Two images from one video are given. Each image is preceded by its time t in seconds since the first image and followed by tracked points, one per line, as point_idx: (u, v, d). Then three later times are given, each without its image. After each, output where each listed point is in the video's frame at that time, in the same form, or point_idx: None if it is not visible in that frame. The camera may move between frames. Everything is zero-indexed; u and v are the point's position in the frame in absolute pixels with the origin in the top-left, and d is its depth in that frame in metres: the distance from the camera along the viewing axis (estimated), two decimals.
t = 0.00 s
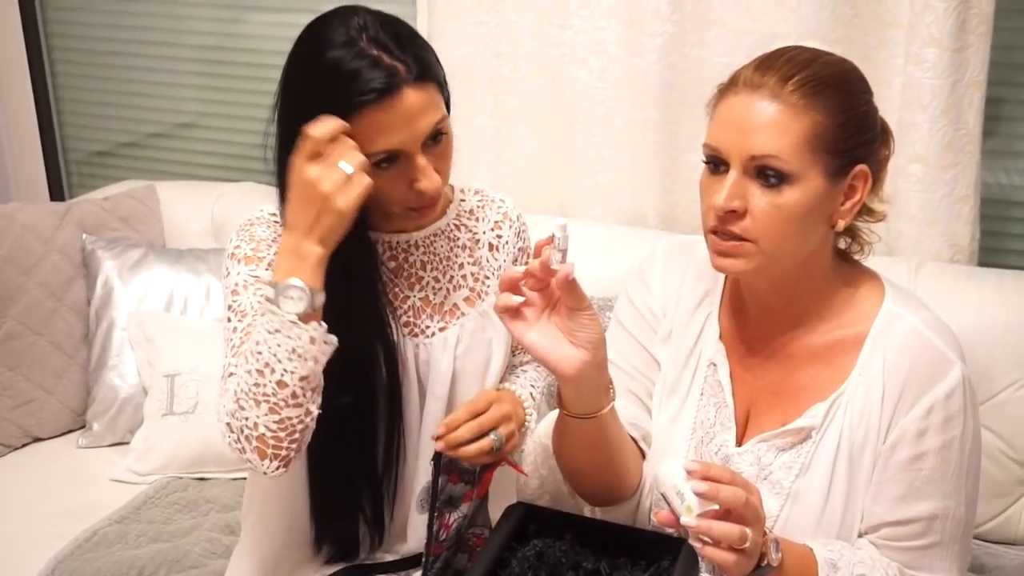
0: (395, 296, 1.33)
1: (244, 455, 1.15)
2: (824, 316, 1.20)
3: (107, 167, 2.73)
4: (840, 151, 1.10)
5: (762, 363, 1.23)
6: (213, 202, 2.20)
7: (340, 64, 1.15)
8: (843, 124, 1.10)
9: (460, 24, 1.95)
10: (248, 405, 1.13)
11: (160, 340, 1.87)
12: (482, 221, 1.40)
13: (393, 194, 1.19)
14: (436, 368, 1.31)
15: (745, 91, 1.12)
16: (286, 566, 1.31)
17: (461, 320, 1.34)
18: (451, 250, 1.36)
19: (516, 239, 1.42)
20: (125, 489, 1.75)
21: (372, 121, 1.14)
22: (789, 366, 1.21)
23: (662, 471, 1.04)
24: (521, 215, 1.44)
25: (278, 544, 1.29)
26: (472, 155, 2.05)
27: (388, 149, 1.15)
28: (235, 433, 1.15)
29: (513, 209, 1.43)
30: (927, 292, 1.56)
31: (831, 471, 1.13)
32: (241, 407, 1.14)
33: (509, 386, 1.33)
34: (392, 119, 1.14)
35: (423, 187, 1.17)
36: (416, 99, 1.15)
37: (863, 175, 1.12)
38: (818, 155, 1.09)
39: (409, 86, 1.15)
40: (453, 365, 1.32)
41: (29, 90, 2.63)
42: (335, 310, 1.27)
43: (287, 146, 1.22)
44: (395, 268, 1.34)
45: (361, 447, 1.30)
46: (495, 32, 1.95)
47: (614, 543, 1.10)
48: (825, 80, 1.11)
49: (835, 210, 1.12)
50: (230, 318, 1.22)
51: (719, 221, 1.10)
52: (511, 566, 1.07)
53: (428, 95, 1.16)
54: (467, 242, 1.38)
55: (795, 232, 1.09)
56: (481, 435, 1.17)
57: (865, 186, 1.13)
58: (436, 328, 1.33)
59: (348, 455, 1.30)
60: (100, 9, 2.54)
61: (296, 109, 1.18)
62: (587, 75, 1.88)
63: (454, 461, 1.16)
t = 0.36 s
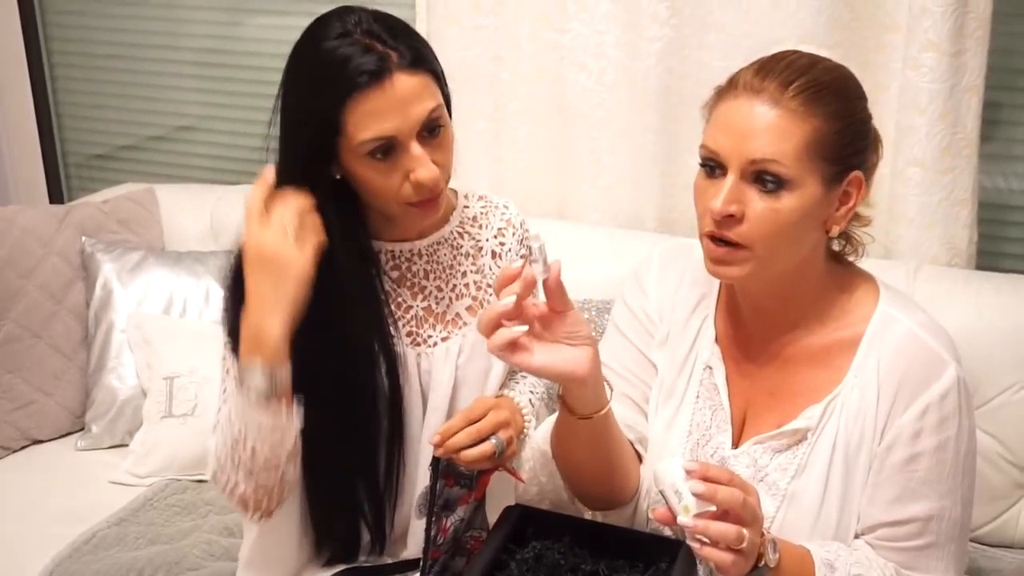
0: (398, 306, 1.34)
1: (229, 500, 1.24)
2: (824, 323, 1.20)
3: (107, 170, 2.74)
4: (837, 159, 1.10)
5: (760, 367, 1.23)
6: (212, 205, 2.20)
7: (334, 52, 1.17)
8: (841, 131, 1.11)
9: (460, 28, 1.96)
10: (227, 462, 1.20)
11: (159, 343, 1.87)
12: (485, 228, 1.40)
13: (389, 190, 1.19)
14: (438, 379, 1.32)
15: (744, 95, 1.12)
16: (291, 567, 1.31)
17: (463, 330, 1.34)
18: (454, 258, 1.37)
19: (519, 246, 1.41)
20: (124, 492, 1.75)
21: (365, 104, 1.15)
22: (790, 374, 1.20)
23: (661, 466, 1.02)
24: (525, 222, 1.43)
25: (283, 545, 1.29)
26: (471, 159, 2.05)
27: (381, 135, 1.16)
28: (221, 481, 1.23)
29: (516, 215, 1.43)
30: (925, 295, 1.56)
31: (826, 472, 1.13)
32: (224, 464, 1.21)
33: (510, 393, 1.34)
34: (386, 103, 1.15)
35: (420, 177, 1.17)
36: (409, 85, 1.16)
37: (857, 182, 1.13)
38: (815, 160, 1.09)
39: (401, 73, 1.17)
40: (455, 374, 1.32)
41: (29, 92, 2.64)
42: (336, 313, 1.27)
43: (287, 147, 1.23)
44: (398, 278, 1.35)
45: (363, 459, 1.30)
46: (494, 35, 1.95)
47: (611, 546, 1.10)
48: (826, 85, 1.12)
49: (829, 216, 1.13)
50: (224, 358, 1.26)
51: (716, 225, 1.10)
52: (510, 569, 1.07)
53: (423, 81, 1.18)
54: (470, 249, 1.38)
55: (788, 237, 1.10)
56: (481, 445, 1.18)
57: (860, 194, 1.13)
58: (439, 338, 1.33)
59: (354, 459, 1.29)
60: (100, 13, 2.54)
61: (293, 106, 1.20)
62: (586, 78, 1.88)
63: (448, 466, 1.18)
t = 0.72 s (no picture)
0: (398, 308, 1.34)
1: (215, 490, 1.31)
2: (824, 328, 1.20)
3: (108, 171, 2.74)
4: (841, 171, 1.08)
5: (760, 367, 1.23)
6: (214, 206, 2.20)
7: (335, 52, 1.16)
8: (843, 145, 1.08)
9: (461, 29, 1.96)
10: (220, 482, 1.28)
11: (160, 344, 1.87)
12: (485, 230, 1.41)
13: (391, 190, 1.19)
14: (439, 380, 1.32)
15: (743, 123, 1.08)
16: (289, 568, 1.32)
17: (464, 332, 1.35)
18: (454, 260, 1.37)
19: (519, 247, 1.42)
20: (125, 492, 1.75)
21: (369, 103, 1.15)
22: (792, 378, 1.20)
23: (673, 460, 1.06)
24: (525, 222, 1.44)
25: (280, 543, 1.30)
26: (472, 160, 2.06)
27: (386, 135, 1.15)
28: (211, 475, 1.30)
29: (516, 216, 1.43)
30: (926, 297, 1.56)
31: (823, 471, 1.14)
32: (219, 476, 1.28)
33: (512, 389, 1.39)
34: (389, 102, 1.15)
35: (423, 177, 1.17)
36: (413, 84, 1.16)
37: (858, 184, 1.12)
38: (822, 181, 1.07)
39: (405, 73, 1.17)
40: (456, 377, 1.33)
41: (30, 92, 2.64)
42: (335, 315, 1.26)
43: (289, 150, 1.22)
44: (399, 281, 1.35)
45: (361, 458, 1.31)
46: (495, 37, 1.95)
47: (613, 547, 1.11)
48: (823, 101, 1.09)
49: (837, 221, 1.12)
50: (213, 371, 1.29)
51: (732, 256, 1.08)
52: (510, 568, 1.08)
53: (425, 80, 1.18)
54: (470, 251, 1.39)
55: (802, 257, 1.08)
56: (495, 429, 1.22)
57: (862, 195, 1.13)
58: (440, 341, 1.34)
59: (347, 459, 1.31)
60: (100, 13, 2.55)
61: (296, 109, 1.19)
62: (587, 80, 1.89)
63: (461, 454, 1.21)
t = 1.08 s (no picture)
0: (399, 308, 1.34)
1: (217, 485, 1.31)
2: (827, 329, 1.19)
3: (111, 172, 2.75)
4: (848, 181, 1.07)
5: (760, 365, 1.23)
6: (217, 208, 2.21)
7: (346, 57, 1.15)
8: (850, 155, 1.07)
9: (464, 31, 1.97)
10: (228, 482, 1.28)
11: (163, 345, 1.88)
12: (487, 229, 1.41)
13: (399, 194, 1.19)
14: (441, 380, 1.33)
15: (749, 133, 1.07)
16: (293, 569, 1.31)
17: (466, 333, 1.35)
18: (456, 260, 1.37)
19: (521, 247, 1.42)
20: (129, 493, 1.75)
21: (381, 110, 1.14)
22: (794, 379, 1.20)
23: (668, 464, 1.06)
24: (526, 222, 1.44)
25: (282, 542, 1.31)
26: (474, 161, 2.06)
27: (397, 141, 1.15)
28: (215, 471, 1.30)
29: (518, 216, 1.44)
30: (928, 297, 1.56)
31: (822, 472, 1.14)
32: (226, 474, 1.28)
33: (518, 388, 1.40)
34: (400, 109, 1.14)
35: (431, 183, 1.17)
36: (425, 91, 1.16)
37: (865, 191, 1.11)
38: (828, 193, 1.06)
39: (417, 79, 1.16)
40: (459, 376, 1.33)
41: (33, 93, 2.65)
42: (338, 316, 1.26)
43: (296, 152, 1.21)
44: (400, 281, 1.35)
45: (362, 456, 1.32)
46: (497, 38, 1.96)
47: (614, 548, 1.11)
48: (831, 111, 1.08)
49: (842, 228, 1.11)
50: (218, 370, 1.29)
51: (738, 266, 1.07)
52: (512, 569, 1.08)
53: (436, 86, 1.17)
54: (472, 251, 1.39)
55: (808, 266, 1.07)
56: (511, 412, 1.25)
57: (867, 202, 1.12)
58: (442, 340, 1.34)
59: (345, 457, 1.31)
60: (104, 15, 2.55)
61: (304, 113, 1.18)
62: (589, 82, 1.89)
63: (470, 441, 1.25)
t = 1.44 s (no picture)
0: (399, 309, 1.34)
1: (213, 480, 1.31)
2: (827, 328, 1.19)
3: (110, 172, 2.74)
4: (852, 181, 1.07)
5: (761, 365, 1.23)
6: (216, 207, 2.21)
7: (351, 59, 1.14)
8: (854, 155, 1.07)
9: (463, 31, 1.97)
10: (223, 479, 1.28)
11: (162, 345, 1.88)
12: (487, 229, 1.41)
13: (400, 196, 1.19)
14: (441, 380, 1.33)
15: (753, 132, 1.07)
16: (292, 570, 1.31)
17: (466, 333, 1.35)
18: (456, 260, 1.37)
19: (520, 246, 1.42)
20: (127, 493, 1.75)
21: (384, 113, 1.14)
22: (795, 379, 1.20)
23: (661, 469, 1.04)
24: (526, 222, 1.44)
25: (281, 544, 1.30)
26: (474, 161, 2.06)
27: (400, 144, 1.15)
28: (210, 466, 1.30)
29: (518, 216, 1.43)
30: (928, 296, 1.56)
31: (824, 471, 1.14)
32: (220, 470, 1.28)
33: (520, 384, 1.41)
34: (404, 111, 1.14)
35: (432, 186, 1.17)
36: (429, 94, 1.15)
37: (868, 191, 1.11)
38: (832, 193, 1.06)
39: (422, 81, 1.15)
40: (458, 377, 1.34)
41: (32, 93, 2.65)
42: (338, 316, 1.25)
43: (299, 152, 1.20)
44: (400, 281, 1.34)
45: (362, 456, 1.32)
46: (496, 38, 1.96)
47: (613, 547, 1.11)
48: (835, 112, 1.07)
49: (845, 228, 1.11)
50: (217, 368, 1.29)
51: (739, 265, 1.07)
52: (512, 569, 1.08)
53: (440, 90, 1.17)
54: (471, 251, 1.39)
55: (809, 266, 1.07)
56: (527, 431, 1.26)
57: (870, 202, 1.12)
58: (441, 340, 1.34)
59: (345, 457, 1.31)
60: (103, 14, 2.55)
61: (308, 113, 1.17)
62: (588, 81, 1.89)
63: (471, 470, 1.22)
